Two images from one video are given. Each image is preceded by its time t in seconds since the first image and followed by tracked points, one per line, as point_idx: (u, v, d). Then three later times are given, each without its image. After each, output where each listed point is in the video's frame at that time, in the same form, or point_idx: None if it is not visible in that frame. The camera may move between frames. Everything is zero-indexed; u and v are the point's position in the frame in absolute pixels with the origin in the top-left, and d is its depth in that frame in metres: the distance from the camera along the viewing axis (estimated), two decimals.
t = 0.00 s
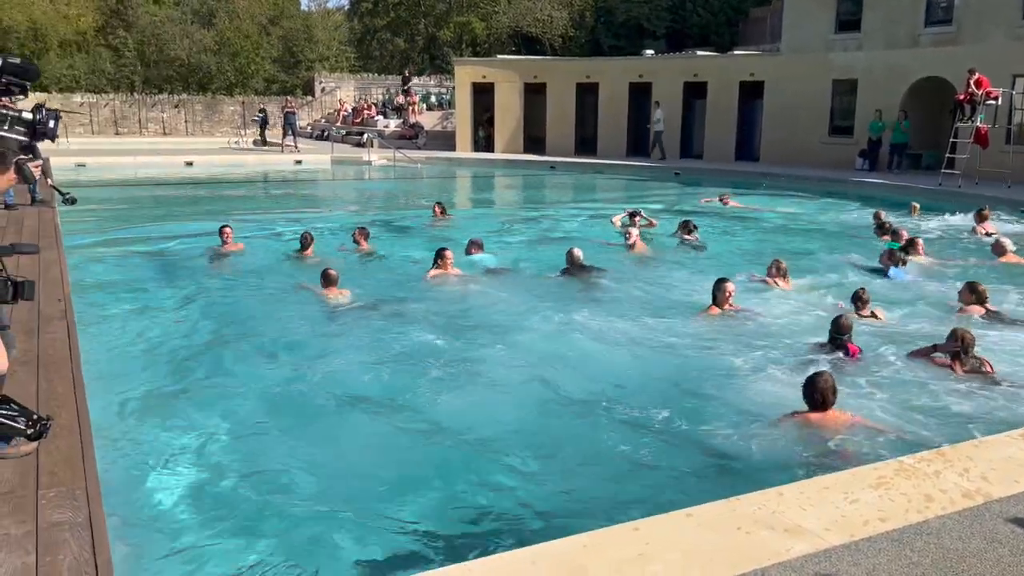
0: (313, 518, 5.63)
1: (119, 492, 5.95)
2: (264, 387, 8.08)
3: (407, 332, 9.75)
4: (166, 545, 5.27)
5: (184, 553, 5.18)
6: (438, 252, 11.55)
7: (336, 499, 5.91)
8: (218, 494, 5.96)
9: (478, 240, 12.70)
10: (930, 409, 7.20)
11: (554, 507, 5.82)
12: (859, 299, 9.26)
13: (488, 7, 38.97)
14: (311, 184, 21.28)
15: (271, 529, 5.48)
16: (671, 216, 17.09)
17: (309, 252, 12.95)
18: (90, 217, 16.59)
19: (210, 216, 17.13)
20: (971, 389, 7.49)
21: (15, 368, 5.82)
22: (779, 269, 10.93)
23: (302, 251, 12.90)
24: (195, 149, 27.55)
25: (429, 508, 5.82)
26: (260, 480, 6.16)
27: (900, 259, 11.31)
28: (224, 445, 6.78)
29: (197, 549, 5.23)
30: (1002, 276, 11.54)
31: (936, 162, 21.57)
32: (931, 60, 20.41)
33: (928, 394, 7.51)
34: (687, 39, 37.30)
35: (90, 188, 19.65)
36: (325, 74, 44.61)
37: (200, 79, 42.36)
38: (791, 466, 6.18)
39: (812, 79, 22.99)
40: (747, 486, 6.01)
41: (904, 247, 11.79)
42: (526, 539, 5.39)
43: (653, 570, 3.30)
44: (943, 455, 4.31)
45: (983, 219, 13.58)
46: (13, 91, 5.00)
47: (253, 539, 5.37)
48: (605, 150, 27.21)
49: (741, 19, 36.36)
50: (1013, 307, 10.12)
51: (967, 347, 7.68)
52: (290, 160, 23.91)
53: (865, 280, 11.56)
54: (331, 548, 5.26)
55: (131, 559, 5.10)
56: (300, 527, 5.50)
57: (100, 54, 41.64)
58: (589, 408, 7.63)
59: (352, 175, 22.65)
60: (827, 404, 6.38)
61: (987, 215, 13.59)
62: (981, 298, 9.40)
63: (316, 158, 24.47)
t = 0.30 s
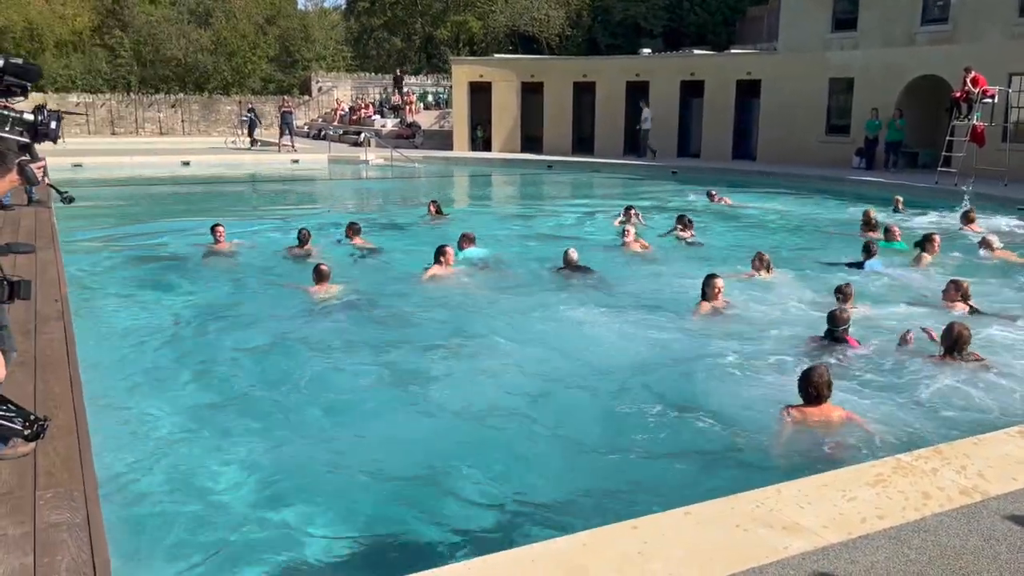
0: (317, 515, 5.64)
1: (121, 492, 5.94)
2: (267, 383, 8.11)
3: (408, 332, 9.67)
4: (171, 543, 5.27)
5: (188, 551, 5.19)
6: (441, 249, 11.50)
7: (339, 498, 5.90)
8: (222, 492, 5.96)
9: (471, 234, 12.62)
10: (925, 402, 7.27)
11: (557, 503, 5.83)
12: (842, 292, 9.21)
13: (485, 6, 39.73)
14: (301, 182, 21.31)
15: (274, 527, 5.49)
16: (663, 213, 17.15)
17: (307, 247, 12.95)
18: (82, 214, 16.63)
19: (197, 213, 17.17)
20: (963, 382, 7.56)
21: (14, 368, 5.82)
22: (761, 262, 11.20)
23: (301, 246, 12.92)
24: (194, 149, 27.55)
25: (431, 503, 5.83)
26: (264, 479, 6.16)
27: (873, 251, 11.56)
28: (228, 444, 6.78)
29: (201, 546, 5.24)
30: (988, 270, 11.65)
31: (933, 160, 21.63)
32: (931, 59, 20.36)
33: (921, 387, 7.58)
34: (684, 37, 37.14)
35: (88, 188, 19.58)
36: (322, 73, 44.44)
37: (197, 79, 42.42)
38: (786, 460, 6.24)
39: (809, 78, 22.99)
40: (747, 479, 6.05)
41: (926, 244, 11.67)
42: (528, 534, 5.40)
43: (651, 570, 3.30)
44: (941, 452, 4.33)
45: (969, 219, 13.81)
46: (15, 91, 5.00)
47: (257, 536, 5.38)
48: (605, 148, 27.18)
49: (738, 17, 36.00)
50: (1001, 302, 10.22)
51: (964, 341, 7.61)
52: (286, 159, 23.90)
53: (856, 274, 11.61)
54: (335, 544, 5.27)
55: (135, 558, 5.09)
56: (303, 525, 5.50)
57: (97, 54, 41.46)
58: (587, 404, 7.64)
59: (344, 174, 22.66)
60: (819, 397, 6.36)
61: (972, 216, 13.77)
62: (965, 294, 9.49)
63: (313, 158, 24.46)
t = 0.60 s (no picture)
0: (306, 515, 5.63)
1: (107, 494, 5.90)
2: (255, 383, 8.09)
3: (394, 331, 9.65)
4: (160, 545, 5.25)
5: (177, 553, 5.16)
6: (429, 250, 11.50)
7: (329, 497, 5.88)
8: (211, 492, 5.94)
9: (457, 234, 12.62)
10: (909, 397, 7.34)
11: (547, 500, 5.83)
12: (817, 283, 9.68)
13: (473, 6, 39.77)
14: (287, 181, 21.23)
15: (263, 527, 5.47)
16: (649, 212, 17.20)
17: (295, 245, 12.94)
18: (66, 214, 16.52)
19: (182, 213, 17.10)
20: (945, 378, 7.65)
21: None
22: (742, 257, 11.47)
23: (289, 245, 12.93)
24: (181, 149, 27.42)
25: (422, 502, 5.83)
26: (253, 480, 6.13)
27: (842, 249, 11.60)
28: (217, 445, 6.74)
29: (190, 548, 5.21)
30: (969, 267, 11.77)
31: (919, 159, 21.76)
32: (917, 58, 20.49)
33: (903, 383, 7.65)
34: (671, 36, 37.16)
35: (74, 188, 19.45)
36: (309, 73, 44.08)
37: (184, 79, 42.27)
38: (774, 456, 6.29)
39: (796, 77, 23.10)
40: (735, 475, 6.08)
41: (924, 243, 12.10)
42: (519, 532, 5.41)
43: (641, 567, 3.31)
44: (927, 449, 4.36)
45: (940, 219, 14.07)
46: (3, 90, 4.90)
47: (247, 537, 5.36)
48: (592, 148, 27.26)
49: (725, 17, 36.15)
50: (982, 299, 10.33)
51: (938, 340, 7.89)
52: (274, 159, 23.79)
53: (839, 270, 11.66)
54: (325, 543, 5.26)
55: (124, 560, 5.06)
56: (293, 525, 5.48)
57: (82, 54, 41.23)
58: (576, 402, 7.66)
59: (331, 174, 22.59)
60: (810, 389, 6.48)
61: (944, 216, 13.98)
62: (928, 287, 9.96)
63: (300, 158, 24.37)
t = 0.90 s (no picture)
0: (288, 517, 5.59)
1: (85, 498, 5.83)
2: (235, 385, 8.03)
3: (374, 332, 9.61)
4: (140, 548, 5.19)
5: (157, 556, 5.11)
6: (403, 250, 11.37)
7: (311, 498, 5.86)
8: (191, 495, 5.88)
9: (437, 234, 12.74)
10: (885, 394, 7.40)
11: (531, 500, 5.83)
12: (781, 277, 9.96)
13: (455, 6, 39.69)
14: (266, 182, 21.08)
15: (245, 530, 5.43)
16: (629, 211, 17.23)
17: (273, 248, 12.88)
18: (43, 215, 16.37)
19: (160, 213, 16.93)
20: (921, 376, 7.71)
21: None
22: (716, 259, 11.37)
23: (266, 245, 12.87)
24: (160, 149, 27.20)
25: (405, 503, 5.82)
26: (234, 482, 6.08)
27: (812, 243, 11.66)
28: (197, 447, 6.68)
29: (170, 551, 5.16)
30: (943, 265, 11.88)
31: (897, 159, 21.96)
32: (894, 58, 20.68)
33: (879, 379, 7.73)
34: (652, 37, 37.22)
35: (50, 189, 19.25)
36: (289, 72, 43.92)
37: (162, 79, 41.99)
38: (754, 454, 6.31)
39: (777, 77, 23.23)
40: (716, 473, 6.10)
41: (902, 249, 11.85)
42: (502, 532, 5.41)
43: (623, 566, 3.32)
44: (905, 446, 4.39)
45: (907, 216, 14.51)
46: None
47: (228, 540, 5.32)
48: (574, 147, 27.29)
49: (706, 18, 36.35)
50: (956, 297, 10.42)
51: (907, 334, 7.86)
52: (254, 159, 23.61)
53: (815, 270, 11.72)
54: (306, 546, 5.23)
55: (102, 565, 5.00)
56: (276, 527, 5.45)
57: (59, 53, 40.82)
58: (558, 401, 7.66)
59: (311, 175, 22.47)
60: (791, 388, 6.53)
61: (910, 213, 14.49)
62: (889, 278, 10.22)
63: (281, 158, 24.21)
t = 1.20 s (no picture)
0: (265, 518, 5.54)
1: (57, 502, 5.75)
2: (209, 386, 7.96)
3: (349, 333, 9.56)
4: (114, 552, 5.13)
5: (130, 561, 5.04)
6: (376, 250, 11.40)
7: (287, 500, 5.81)
8: (165, 499, 5.81)
9: (408, 233, 12.75)
10: (858, 392, 7.45)
11: (507, 500, 5.82)
12: (740, 280, 10.03)
13: (431, 6, 39.52)
14: (240, 183, 20.88)
15: (219, 533, 5.37)
16: (605, 212, 17.26)
17: (246, 247, 12.77)
18: (13, 216, 16.14)
19: (132, 214, 16.72)
20: (892, 373, 7.81)
21: None
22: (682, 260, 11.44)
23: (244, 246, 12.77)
24: (133, 150, 26.90)
25: (382, 504, 5.78)
26: (209, 485, 6.02)
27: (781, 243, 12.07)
28: (170, 450, 6.61)
29: (142, 554, 5.10)
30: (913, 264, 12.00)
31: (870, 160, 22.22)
32: (867, 60, 20.91)
33: (852, 376, 7.81)
34: (628, 38, 37.53)
35: (20, 189, 18.99)
36: (265, 72, 43.76)
37: (135, 79, 41.51)
38: (731, 451, 6.33)
39: (751, 78, 23.41)
40: (692, 471, 6.12)
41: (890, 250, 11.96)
42: (480, 531, 5.39)
43: (600, 566, 3.32)
44: (877, 444, 4.43)
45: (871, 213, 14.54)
46: None
47: (202, 542, 5.27)
48: (551, 148, 27.34)
49: (683, 19, 36.54)
50: (926, 296, 10.53)
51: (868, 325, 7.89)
52: (229, 160, 23.36)
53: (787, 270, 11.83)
54: (289, 546, 5.19)
55: (75, 571, 4.93)
56: (251, 530, 5.39)
57: (30, 53, 40.26)
58: (534, 400, 7.67)
59: (287, 175, 22.32)
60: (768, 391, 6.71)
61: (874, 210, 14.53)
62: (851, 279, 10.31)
63: (255, 159, 23.99)
